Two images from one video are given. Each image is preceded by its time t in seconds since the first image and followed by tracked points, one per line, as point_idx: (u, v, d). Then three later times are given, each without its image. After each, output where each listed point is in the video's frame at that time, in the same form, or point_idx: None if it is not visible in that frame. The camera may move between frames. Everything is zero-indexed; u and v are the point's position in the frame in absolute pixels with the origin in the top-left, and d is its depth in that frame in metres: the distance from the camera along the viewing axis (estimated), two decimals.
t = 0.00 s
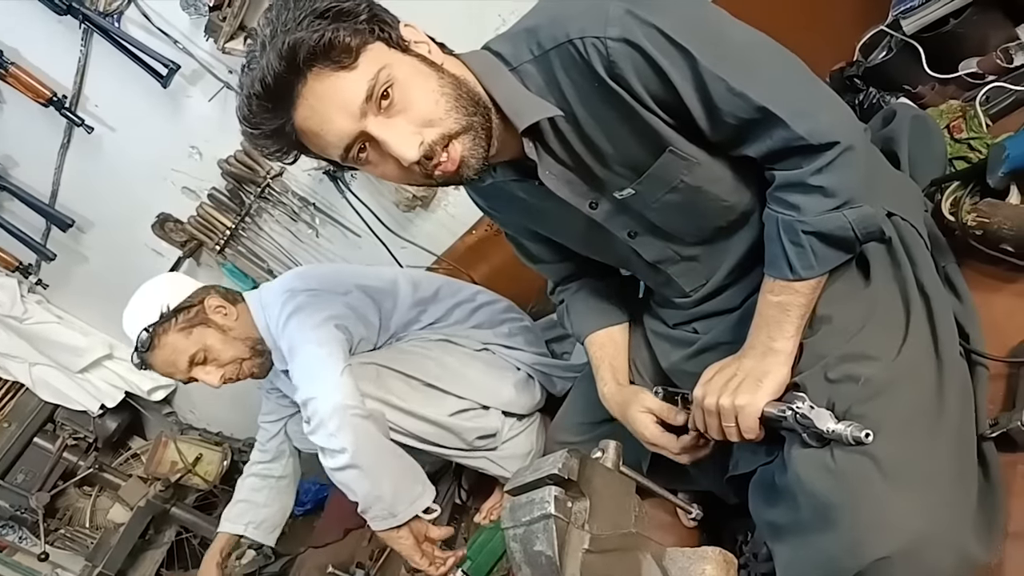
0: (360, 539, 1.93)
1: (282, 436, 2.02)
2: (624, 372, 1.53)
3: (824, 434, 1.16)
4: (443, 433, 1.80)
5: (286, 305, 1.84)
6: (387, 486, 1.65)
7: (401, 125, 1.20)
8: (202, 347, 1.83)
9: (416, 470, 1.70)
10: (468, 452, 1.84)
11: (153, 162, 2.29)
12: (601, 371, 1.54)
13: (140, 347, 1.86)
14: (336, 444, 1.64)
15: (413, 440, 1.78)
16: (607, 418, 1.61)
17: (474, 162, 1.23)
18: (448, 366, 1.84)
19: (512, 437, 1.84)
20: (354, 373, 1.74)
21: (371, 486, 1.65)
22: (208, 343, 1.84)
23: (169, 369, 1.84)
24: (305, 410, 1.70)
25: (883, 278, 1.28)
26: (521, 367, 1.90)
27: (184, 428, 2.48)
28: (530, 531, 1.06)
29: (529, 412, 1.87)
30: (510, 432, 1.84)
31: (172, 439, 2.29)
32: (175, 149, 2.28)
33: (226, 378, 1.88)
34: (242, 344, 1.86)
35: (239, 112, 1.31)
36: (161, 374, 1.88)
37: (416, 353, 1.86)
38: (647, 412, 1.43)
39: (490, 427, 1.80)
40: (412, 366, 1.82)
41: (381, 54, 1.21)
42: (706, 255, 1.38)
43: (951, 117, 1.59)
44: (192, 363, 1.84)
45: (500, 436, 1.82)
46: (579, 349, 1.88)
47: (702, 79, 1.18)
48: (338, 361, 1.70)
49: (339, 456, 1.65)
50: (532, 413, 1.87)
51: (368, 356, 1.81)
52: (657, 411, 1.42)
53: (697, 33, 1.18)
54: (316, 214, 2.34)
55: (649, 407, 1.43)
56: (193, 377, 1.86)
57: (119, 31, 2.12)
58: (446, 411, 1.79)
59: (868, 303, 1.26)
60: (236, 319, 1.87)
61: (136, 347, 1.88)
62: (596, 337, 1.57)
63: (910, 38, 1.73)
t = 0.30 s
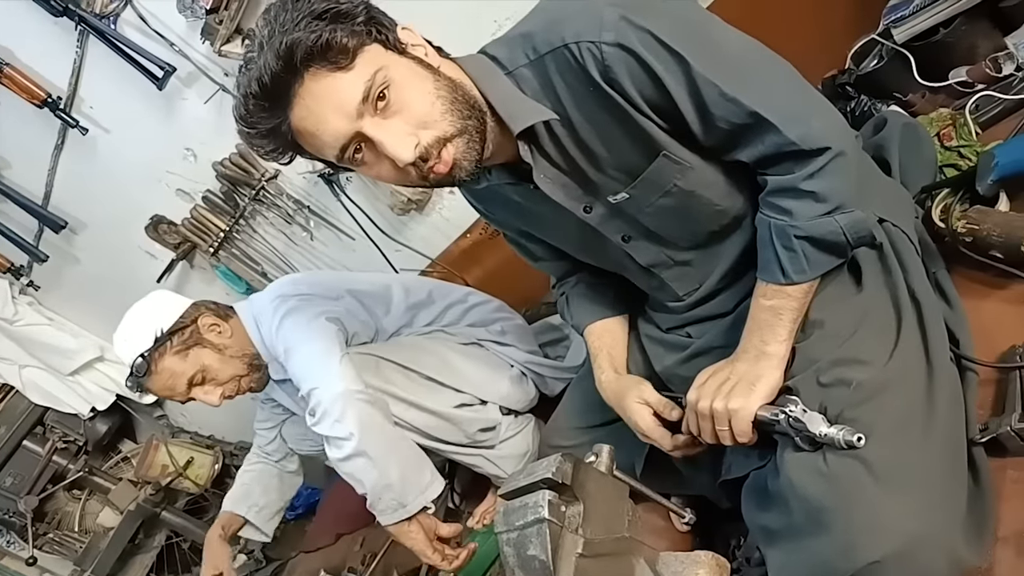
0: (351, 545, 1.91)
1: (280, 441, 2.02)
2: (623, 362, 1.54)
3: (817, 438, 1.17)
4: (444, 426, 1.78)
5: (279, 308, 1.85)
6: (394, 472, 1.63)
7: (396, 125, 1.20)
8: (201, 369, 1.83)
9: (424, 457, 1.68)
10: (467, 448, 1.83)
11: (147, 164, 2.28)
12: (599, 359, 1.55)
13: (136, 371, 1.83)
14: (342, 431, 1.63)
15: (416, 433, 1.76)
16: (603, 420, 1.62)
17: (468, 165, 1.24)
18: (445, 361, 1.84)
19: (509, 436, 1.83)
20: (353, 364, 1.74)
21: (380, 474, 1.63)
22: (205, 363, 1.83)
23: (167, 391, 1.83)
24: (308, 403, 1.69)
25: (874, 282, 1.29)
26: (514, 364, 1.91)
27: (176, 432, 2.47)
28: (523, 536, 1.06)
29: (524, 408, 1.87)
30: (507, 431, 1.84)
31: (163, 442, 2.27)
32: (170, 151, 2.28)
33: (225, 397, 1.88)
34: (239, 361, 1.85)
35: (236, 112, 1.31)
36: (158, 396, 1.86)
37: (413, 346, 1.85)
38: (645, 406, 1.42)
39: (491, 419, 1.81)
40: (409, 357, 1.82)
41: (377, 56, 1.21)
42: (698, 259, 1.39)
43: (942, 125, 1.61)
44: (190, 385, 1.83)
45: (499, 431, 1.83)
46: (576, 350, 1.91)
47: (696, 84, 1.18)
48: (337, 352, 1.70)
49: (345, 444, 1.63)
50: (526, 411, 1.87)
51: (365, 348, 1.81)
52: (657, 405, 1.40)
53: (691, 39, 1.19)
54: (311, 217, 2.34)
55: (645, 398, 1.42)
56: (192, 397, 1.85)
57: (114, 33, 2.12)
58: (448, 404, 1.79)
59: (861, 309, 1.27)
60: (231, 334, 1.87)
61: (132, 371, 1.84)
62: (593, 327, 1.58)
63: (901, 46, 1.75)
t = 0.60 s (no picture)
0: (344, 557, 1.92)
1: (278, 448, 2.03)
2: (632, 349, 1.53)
3: (809, 446, 1.17)
4: (437, 432, 1.77)
5: (276, 310, 1.85)
6: (399, 468, 1.62)
7: (394, 131, 1.20)
8: (199, 380, 1.81)
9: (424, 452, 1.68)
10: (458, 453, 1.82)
11: (141, 168, 2.28)
12: (608, 345, 1.54)
13: (131, 383, 1.79)
14: (347, 422, 1.63)
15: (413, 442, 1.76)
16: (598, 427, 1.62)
17: (465, 170, 1.24)
18: (439, 365, 1.84)
19: (502, 443, 1.83)
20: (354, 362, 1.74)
21: (383, 468, 1.62)
22: (201, 374, 1.81)
23: (164, 403, 1.80)
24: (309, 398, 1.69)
25: (868, 291, 1.30)
26: (508, 369, 1.91)
27: (167, 437, 2.47)
28: (515, 543, 1.06)
29: (517, 413, 1.87)
30: (499, 438, 1.83)
31: (154, 446, 2.31)
32: (164, 156, 2.28)
33: (221, 407, 1.86)
34: (235, 372, 1.84)
35: (232, 116, 1.31)
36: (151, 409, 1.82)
37: (410, 348, 1.87)
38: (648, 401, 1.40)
39: (485, 425, 1.81)
40: (401, 359, 1.82)
41: (375, 61, 1.21)
42: (692, 266, 1.39)
43: (933, 135, 1.62)
44: (187, 396, 1.81)
45: (491, 438, 1.82)
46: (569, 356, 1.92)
47: (691, 93, 1.19)
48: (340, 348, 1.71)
49: (349, 436, 1.63)
50: (518, 418, 1.87)
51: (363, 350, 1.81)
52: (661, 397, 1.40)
53: (687, 47, 1.19)
54: (305, 222, 2.34)
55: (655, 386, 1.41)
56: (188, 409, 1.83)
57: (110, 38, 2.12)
58: (444, 409, 1.79)
59: (852, 317, 1.28)
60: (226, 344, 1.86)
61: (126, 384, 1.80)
62: (601, 314, 1.58)
63: (894, 57, 1.75)
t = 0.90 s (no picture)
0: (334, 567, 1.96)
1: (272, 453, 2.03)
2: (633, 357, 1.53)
3: (805, 454, 1.17)
4: (431, 447, 1.78)
5: (271, 321, 1.84)
6: (397, 485, 1.63)
7: (389, 139, 1.20)
8: (195, 393, 1.80)
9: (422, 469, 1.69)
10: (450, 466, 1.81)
11: (137, 175, 2.28)
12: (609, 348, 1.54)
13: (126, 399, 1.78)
14: (343, 439, 1.62)
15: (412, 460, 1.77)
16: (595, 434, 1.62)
17: (460, 178, 1.24)
18: (433, 376, 1.84)
19: (496, 454, 1.82)
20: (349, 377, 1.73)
21: (382, 485, 1.62)
22: (198, 388, 1.81)
23: (160, 417, 1.79)
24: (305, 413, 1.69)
25: (863, 298, 1.30)
26: (504, 380, 1.91)
27: (163, 443, 2.46)
28: (510, 551, 1.05)
29: (512, 424, 1.86)
30: (493, 448, 1.82)
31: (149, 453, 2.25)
32: (160, 162, 2.28)
33: (218, 419, 1.85)
34: (232, 384, 1.84)
35: (228, 125, 1.31)
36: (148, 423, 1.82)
37: (405, 362, 1.86)
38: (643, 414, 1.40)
39: (477, 441, 1.80)
40: (395, 374, 1.82)
41: (370, 69, 1.21)
42: (688, 274, 1.39)
43: (929, 141, 1.61)
44: (184, 410, 1.80)
45: (485, 450, 1.81)
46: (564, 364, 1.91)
47: (686, 100, 1.19)
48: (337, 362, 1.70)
49: (345, 453, 1.63)
50: (513, 428, 1.86)
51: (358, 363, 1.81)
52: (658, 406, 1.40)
53: (682, 55, 1.19)
54: (300, 229, 2.34)
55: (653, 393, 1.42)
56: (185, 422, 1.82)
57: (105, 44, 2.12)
58: (438, 423, 1.79)
59: (848, 325, 1.28)
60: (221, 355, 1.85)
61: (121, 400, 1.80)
62: (602, 318, 1.58)
63: (889, 63, 1.76)
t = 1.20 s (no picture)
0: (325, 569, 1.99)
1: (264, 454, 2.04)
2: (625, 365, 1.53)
3: (801, 456, 1.17)
4: (425, 459, 1.77)
5: (267, 331, 1.85)
6: (391, 499, 1.68)
7: (379, 149, 1.20)
8: (192, 409, 1.83)
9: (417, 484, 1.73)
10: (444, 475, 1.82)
11: (132, 179, 2.28)
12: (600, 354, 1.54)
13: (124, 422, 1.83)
14: (337, 456, 1.66)
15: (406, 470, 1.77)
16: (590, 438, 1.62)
17: (453, 186, 1.24)
18: (426, 384, 1.83)
19: (491, 460, 1.83)
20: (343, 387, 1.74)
21: (375, 501, 1.67)
22: (195, 404, 1.83)
23: (161, 435, 1.83)
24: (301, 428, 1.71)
25: (858, 301, 1.30)
26: (498, 387, 1.90)
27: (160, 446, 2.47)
28: (506, 556, 1.06)
29: (508, 433, 1.86)
30: (489, 454, 1.83)
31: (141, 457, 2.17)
32: (155, 166, 2.28)
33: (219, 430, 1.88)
34: (228, 396, 1.85)
35: (218, 140, 1.31)
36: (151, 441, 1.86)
37: (399, 370, 1.85)
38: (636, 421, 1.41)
39: (471, 452, 1.79)
40: (389, 386, 1.80)
41: (358, 80, 1.21)
42: (683, 278, 1.39)
43: (924, 143, 1.61)
44: (183, 426, 1.84)
45: (480, 458, 1.81)
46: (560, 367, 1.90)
47: (679, 104, 1.19)
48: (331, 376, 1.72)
49: (339, 470, 1.67)
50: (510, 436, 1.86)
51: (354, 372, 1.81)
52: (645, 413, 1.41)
53: (674, 60, 1.19)
54: (296, 232, 2.34)
55: (636, 400, 1.43)
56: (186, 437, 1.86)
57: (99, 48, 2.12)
58: (431, 435, 1.78)
59: (844, 328, 1.28)
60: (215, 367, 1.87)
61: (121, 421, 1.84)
62: (595, 322, 1.59)
63: (883, 65, 1.76)
